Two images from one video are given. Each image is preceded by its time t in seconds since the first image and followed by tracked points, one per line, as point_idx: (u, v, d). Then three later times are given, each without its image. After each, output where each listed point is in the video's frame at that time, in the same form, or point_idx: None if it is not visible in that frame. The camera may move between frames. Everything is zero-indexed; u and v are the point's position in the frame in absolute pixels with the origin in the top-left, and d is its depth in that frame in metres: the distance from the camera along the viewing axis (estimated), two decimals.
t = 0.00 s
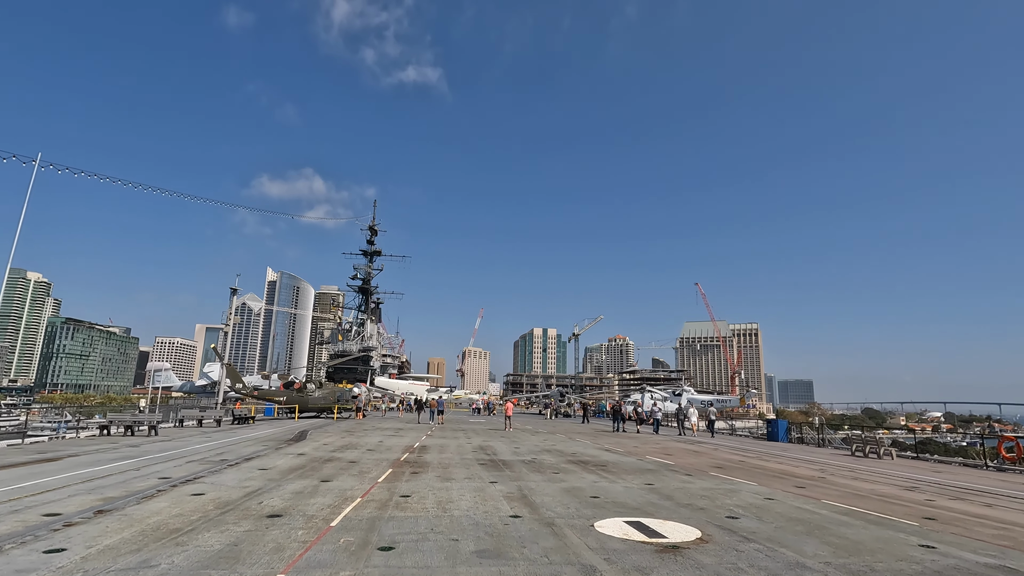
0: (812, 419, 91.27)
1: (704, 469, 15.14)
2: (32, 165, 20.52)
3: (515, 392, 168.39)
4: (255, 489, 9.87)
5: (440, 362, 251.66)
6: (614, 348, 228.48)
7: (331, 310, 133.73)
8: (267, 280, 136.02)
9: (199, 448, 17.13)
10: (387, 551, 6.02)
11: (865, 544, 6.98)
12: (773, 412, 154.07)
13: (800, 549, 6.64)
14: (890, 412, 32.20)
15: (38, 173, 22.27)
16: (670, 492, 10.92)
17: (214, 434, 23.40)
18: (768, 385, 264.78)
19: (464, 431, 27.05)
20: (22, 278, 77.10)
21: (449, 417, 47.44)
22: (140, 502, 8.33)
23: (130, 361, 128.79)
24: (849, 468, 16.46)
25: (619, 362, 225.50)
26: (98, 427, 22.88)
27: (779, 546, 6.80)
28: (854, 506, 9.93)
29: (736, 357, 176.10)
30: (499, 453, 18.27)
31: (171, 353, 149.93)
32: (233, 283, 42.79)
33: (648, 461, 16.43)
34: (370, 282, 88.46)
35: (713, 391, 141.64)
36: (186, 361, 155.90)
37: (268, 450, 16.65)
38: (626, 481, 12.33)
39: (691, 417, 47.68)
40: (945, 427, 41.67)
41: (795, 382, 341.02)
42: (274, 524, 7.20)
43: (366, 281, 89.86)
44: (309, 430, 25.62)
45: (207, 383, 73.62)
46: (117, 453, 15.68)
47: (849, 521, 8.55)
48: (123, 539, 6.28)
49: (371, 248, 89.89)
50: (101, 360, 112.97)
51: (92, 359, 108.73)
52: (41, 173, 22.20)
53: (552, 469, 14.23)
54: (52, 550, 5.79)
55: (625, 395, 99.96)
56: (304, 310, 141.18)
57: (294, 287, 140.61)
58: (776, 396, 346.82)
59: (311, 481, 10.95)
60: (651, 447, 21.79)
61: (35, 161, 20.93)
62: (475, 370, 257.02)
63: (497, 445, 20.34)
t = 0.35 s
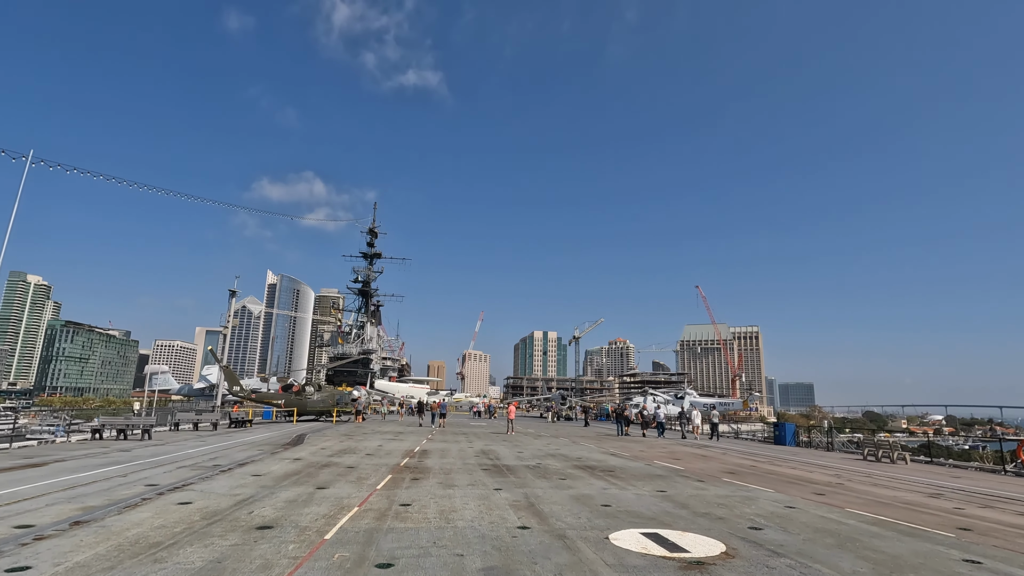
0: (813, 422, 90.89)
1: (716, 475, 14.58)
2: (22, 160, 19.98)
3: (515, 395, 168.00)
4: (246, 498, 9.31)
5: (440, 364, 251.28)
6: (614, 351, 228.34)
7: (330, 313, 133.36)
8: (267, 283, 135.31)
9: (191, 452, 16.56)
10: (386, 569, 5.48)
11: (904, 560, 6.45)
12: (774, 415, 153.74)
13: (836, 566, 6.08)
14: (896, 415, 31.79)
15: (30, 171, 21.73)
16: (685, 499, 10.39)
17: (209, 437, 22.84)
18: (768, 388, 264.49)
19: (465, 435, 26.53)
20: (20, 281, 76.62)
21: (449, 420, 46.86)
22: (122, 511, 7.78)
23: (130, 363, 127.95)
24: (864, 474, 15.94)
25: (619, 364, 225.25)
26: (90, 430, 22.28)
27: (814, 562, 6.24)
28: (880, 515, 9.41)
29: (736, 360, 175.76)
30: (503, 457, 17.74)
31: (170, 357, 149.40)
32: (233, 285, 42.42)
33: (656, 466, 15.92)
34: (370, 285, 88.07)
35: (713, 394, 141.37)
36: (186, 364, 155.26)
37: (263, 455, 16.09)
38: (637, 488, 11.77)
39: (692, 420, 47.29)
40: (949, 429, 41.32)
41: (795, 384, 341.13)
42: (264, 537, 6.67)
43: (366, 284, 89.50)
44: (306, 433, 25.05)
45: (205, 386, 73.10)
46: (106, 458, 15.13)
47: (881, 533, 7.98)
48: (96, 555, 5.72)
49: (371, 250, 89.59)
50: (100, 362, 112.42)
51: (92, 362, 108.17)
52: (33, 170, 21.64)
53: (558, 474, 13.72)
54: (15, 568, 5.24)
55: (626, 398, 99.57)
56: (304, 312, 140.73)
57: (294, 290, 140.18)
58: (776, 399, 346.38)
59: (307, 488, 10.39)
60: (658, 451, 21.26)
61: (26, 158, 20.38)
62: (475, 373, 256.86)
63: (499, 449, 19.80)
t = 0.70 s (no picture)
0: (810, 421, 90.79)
1: (723, 475, 14.08)
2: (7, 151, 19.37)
3: (512, 394, 167.55)
4: (232, 501, 8.77)
5: (438, 363, 250.93)
6: (612, 350, 228.13)
7: (328, 312, 132.65)
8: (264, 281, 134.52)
9: (180, 452, 15.96)
10: None
11: (938, 567, 5.98)
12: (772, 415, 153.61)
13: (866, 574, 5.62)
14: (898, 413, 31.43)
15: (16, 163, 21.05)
16: (695, 501, 9.89)
17: (200, 436, 22.25)
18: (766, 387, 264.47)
19: (463, 434, 26.01)
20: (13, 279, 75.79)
21: (447, 419, 46.34)
22: (95, 516, 7.24)
23: (126, 362, 127.01)
24: (875, 474, 15.46)
25: (617, 363, 224.96)
26: (77, 429, 21.72)
27: (843, 570, 5.76)
28: (901, 518, 8.92)
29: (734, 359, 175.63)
30: (503, 456, 17.20)
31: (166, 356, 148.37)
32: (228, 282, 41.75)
33: (661, 466, 15.41)
34: (367, 283, 87.44)
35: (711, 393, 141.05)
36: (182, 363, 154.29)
37: (254, 455, 15.52)
38: (643, 489, 11.24)
39: (691, 420, 46.90)
40: (950, 427, 40.96)
41: (791, 383, 341.50)
42: (246, 544, 6.13)
43: (364, 282, 88.89)
44: (301, 432, 24.45)
45: (200, 384, 72.38)
46: (90, 457, 14.57)
47: (907, 538, 7.49)
48: (58, 566, 5.19)
49: (369, 248, 88.98)
50: (96, 362, 111.51)
51: (87, 361, 107.34)
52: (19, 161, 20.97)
53: (560, 475, 13.20)
54: None
55: (624, 397, 99.27)
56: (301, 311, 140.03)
57: (291, 289, 139.49)
58: (773, 398, 346.73)
59: (296, 490, 9.84)
60: (660, 450, 20.75)
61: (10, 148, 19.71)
62: (473, 373, 256.34)
63: (498, 449, 19.27)
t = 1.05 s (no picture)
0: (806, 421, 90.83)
1: (730, 479, 13.57)
2: None
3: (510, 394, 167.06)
4: (214, 511, 8.19)
5: (435, 363, 250.95)
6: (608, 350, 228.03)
7: (324, 312, 131.82)
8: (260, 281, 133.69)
9: (167, 456, 15.38)
10: None
11: None
12: (768, 415, 153.98)
13: None
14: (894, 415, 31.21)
15: None
16: (706, 510, 9.38)
17: (190, 439, 21.65)
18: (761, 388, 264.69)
19: (460, 435, 25.41)
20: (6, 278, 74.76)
21: (445, 419, 45.77)
22: (60, 532, 6.65)
23: (121, 362, 125.75)
24: (885, 478, 14.97)
25: (614, 364, 224.67)
26: (61, 432, 21.01)
27: None
28: (924, 529, 8.44)
29: (731, 359, 175.30)
30: (501, 459, 16.64)
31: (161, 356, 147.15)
32: (222, 283, 40.90)
33: (664, 470, 14.90)
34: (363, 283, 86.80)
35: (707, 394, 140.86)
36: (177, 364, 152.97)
37: (243, 459, 14.93)
38: (650, 496, 10.70)
39: (688, 420, 46.52)
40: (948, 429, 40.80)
41: (787, 383, 342.37)
42: (222, 563, 5.57)
43: (360, 282, 88.30)
44: (294, 435, 23.82)
45: (194, 385, 71.57)
46: (71, 462, 13.95)
47: (939, 552, 6.99)
48: None
49: (365, 248, 88.37)
50: (91, 362, 110.15)
51: (82, 361, 106.06)
52: None
53: (562, 480, 12.67)
54: None
55: (622, 397, 98.87)
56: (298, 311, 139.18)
57: (287, 289, 138.94)
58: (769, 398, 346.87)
59: (284, 499, 9.27)
60: (662, 453, 20.21)
61: None
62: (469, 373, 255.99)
63: (496, 452, 18.70)
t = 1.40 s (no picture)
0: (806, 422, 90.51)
1: (741, 483, 13.02)
2: None
3: (509, 395, 166.45)
4: (198, 519, 7.66)
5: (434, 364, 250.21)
6: (608, 351, 227.46)
7: (323, 312, 131.21)
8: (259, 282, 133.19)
9: (157, 459, 14.82)
10: None
11: None
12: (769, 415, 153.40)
13: None
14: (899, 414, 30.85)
15: None
16: (722, 517, 8.85)
17: (183, 441, 21.08)
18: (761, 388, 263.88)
19: (461, 437, 24.87)
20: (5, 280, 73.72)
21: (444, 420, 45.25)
22: (27, 544, 6.11)
23: (120, 363, 124.57)
24: (900, 482, 14.46)
25: (614, 364, 224.08)
26: (51, 433, 20.44)
27: None
28: (956, 537, 7.92)
29: (730, 360, 174.89)
30: (503, 462, 16.13)
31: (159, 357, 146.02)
32: (220, 283, 40.32)
33: (673, 473, 14.36)
34: (363, 283, 86.25)
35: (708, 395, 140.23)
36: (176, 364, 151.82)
37: (236, 462, 14.39)
38: (660, 501, 10.19)
39: (689, 420, 46.11)
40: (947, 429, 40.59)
41: (787, 384, 341.74)
42: None
43: (359, 282, 87.76)
44: (291, 436, 23.26)
45: (192, 386, 70.86)
46: (57, 465, 13.39)
47: (980, 565, 6.46)
48: None
49: (364, 248, 87.80)
50: (90, 363, 109.08)
51: (81, 362, 103.85)
52: None
53: (567, 484, 12.16)
54: None
55: (622, 398, 98.36)
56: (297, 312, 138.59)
57: (287, 289, 138.51)
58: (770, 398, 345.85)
59: (276, 505, 8.75)
60: (668, 455, 19.67)
61: None
62: (469, 374, 255.27)
63: (498, 454, 18.15)
